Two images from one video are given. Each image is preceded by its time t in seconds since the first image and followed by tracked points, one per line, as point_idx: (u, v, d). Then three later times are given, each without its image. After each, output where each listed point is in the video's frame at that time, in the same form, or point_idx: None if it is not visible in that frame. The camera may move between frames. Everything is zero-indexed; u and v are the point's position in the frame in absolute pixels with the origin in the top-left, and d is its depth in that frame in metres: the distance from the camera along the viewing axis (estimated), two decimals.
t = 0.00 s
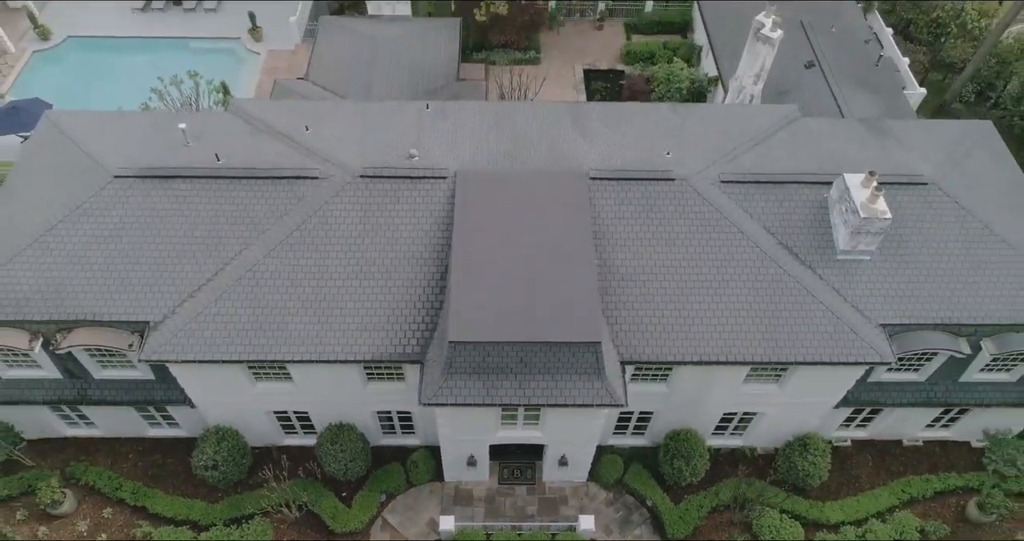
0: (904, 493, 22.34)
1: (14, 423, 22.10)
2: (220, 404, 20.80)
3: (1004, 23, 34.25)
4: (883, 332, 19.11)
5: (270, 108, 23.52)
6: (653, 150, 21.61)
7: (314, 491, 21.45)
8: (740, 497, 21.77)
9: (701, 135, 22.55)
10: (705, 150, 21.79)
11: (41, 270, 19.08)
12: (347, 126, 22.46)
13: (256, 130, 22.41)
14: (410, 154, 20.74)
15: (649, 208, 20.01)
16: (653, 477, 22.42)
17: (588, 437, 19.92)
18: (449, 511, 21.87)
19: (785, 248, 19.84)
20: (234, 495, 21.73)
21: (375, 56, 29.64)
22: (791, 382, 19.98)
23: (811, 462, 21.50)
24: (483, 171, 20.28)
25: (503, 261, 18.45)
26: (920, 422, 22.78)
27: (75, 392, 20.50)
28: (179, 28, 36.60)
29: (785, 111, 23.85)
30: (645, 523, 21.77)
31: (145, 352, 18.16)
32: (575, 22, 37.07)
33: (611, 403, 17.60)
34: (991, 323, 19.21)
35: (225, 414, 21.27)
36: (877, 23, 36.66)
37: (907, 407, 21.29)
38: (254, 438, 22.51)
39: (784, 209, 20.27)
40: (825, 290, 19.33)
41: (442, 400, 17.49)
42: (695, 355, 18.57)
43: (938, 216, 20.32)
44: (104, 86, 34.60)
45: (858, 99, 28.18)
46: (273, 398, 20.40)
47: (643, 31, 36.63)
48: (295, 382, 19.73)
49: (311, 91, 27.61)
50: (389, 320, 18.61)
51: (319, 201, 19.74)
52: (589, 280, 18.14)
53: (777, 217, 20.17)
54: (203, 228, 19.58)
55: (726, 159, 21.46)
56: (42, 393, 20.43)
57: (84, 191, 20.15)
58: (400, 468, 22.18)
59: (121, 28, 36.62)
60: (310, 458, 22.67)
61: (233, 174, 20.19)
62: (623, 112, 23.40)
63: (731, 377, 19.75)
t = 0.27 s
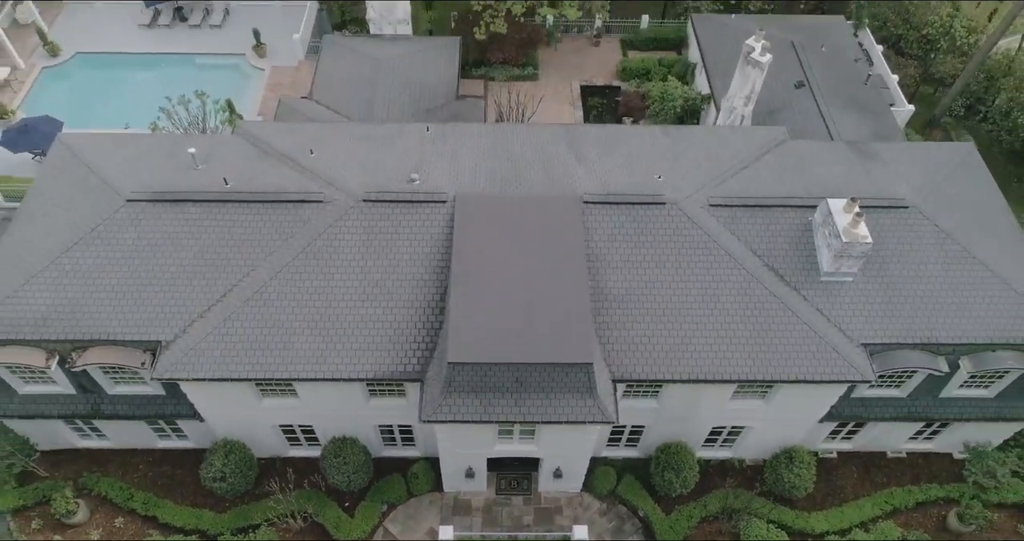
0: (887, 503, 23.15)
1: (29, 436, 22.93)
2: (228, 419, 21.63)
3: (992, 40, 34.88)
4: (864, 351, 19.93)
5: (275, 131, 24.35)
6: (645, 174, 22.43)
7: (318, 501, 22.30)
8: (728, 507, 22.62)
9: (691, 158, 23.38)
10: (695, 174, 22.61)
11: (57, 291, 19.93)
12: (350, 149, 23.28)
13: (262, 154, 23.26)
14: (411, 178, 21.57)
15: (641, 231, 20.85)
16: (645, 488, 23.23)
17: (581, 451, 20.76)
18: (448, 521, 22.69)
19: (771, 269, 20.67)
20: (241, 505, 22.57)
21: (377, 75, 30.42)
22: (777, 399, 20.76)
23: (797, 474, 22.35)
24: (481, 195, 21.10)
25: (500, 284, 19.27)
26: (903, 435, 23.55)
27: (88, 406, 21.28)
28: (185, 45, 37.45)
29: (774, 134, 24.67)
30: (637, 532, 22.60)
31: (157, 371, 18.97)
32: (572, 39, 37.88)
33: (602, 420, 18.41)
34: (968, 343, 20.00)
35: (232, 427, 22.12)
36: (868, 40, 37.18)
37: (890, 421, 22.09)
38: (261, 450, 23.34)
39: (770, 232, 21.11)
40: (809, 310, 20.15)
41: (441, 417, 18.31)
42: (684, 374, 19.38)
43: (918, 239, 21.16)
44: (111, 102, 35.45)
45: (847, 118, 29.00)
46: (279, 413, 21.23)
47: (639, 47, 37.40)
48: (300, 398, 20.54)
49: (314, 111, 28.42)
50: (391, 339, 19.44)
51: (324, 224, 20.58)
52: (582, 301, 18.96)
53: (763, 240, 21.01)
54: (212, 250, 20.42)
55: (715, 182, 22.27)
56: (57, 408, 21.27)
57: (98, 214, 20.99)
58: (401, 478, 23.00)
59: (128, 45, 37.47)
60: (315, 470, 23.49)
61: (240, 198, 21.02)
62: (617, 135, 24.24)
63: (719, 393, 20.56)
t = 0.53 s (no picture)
0: (873, 513, 24.00)
1: (49, 441, 23.90)
2: (240, 427, 22.58)
3: (987, 56, 35.63)
4: (850, 368, 20.76)
5: (286, 149, 25.29)
6: (642, 194, 23.32)
7: (325, 507, 23.26)
8: (718, 516, 23.52)
9: (687, 179, 24.26)
10: (690, 194, 23.50)
11: (79, 305, 20.90)
12: (358, 168, 24.20)
13: (274, 172, 24.20)
14: (416, 198, 22.49)
15: (637, 251, 21.75)
16: (640, 496, 24.11)
17: (578, 461, 21.66)
18: (450, 526, 23.60)
19: (761, 289, 21.56)
20: (252, 510, 23.53)
21: (384, 92, 31.32)
22: (766, 412, 21.61)
23: (786, 484, 23.22)
24: (484, 215, 22.02)
25: (501, 302, 20.17)
26: (890, 447, 24.32)
27: (107, 415, 22.33)
28: (196, 58, 38.46)
29: (767, 155, 25.53)
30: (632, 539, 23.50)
31: (173, 383, 19.91)
32: (574, 54, 38.76)
33: (598, 434, 19.27)
34: (950, 361, 20.84)
35: (244, 436, 23.08)
36: (864, 57, 37.86)
37: (876, 434, 22.91)
38: (270, 457, 24.28)
39: (761, 253, 22.01)
40: (797, 329, 21.02)
41: (444, 429, 19.21)
42: (677, 389, 20.24)
43: (904, 260, 22.03)
44: (125, 114, 36.46)
45: (840, 137, 29.83)
46: (289, 422, 22.17)
47: (640, 63, 38.26)
48: (309, 408, 21.46)
49: (323, 128, 29.35)
50: (397, 354, 20.36)
51: (333, 243, 21.51)
52: (579, 319, 19.85)
53: (754, 260, 21.91)
54: (226, 266, 21.37)
55: (709, 203, 23.14)
56: (77, 416, 22.26)
57: (117, 231, 21.96)
58: (405, 485, 23.92)
59: (142, 57, 38.48)
60: (322, 476, 24.43)
61: (253, 216, 21.97)
62: (615, 156, 25.16)
63: (710, 407, 21.43)
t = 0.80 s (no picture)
0: (861, 522, 24.83)
1: (63, 452, 24.69)
2: (249, 439, 23.36)
3: (978, 70, 36.42)
4: (838, 384, 21.53)
5: (293, 168, 26.07)
6: (638, 214, 24.10)
7: (332, 516, 24.10)
8: (711, 525, 24.33)
9: (681, 198, 25.06)
10: (684, 214, 24.28)
11: (95, 322, 21.70)
12: (363, 188, 24.97)
13: (282, 191, 24.97)
14: (420, 218, 23.28)
15: (632, 270, 22.57)
16: (635, 505, 24.90)
17: (575, 472, 22.44)
18: (452, 535, 24.40)
19: (753, 306, 22.35)
20: (260, 519, 24.33)
21: (387, 108, 32.09)
22: (758, 425, 22.38)
23: (776, 493, 24.03)
24: (485, 235, 22.80)
25: (501, 320, 20.97)
26: (878, 457, 25.11)
27: (121, 426, 23.09)
28: (203, 72, 39.29)
29: (760, 174, 26.29)
30: None
31: (186, 397, 20.67)
32: (573, 68, 39.53)
33: (594, 447, 20.07)
34: (935, 376, 21.62)
35: (253, 447, 23.86)
36: (858, 72, 38.57)
37: (864, 446, 23.69)
38: (278, 467, 25.07)
39: (752, 271, 22.82)
40: (787, 345, 21.79)
41: (446, 443, 20.00)
42: (671, 404, 21.02)
43: (891, 279, 22.81)
44: (133, 128, 37.27)
45: (832, 153, 30.60)
46: (297, 434, 22.95)
47: (637, 77, 39.00)
48: (316, 421, 22.24)
49: (328, 144, 30.11)
50: (402, 370, 21.17)
51: (340, 262, 22.31)
52: (577, 337, 20.65)
53: (746, 279, 22.70)
54: (237, 284, 22.16)
55: (703, 222, 23.94)
56: (92, 428, 23.03)
57: (131, 250, 22.74)
58: (408, 494, 24.70)
59: (149, 72, 39.31)
60: (328, 485, 25.22)
61: (262, 236, 22.76)
62: (612, 175, 25.95)
63: (703, 421, 22.22)
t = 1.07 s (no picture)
0: (851, 534, 25.70)
1: (80, 465, 25.55)
2: (260, 454, 24.19)
3: (970, 87, 37.19)
4: (828, 402, 22.35)
5: (302, 189, 26.90)
6: (636, 236, 24.93)
7: (340, 528, 24.98)
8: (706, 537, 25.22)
9: (677, 220, 25.89)
10: (680, 236, 25.12)
11: (113, 342, 22.55)
12: (369, 210, 25.81)
13: (291, 213, 25.81)
14: (425, 241, 24.14)
15: (629, 292, 23.44)
16: (633, 518, 25.76)
17: (575, 487, 23.25)
18: None
19: (746, 327, 23.19)
20: (270, 531, 25.19)
21: (392, 128, 32.90)
22: (751, 442, 23.19)
23: (769, 507, 24.88)
24: (488, 258, 23.66)
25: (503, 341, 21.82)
26: (868, 471, 25.93)
27: (136, 442, 23.92)
28: (211, 89, 40.21)
29: (754, 196, 27.12)
30: None
31: (201, 416, 21.48)
32: (574, 84, 40.32)
33: (593, 464, 20.90)
34: (921, 395, 22.44)
35: (263, 462, 24.69)
36: (852, 90, 39.30)
37: (854, 460, 24.48)
38: (287, 480, 25.91)
39: (746, 293, 23.66)
40: (779, 365, 22.62)
41: (451, 460, 20.83)
42: (667, 422, 21.85)
43: (879, 300, 23.65)
44: (143, 143, 38.13)
45: (825, 173, 31.38)
46: (306, 450, 23.78)
47: (637, 93, 39.74)
48: (325, 437, 23.07)
49: (335, 164, 30.93)
50: (408, 389, 22.00)
51: (348, 284, 23.18)
52: (576, 358, 21.49)
53: (740, 300, 23.55)
54: (249, 305, 23.02)
55: (698, 245, 24.78)
56: (109, 443, 23.86)
57: (147, 272, 23.59)
58: (413, 507, 25.51)
59: (158, 88, 40.23)
60: (336, 497, 26.07)
61: (274, 258, 23.64)
62: (611, 197, 26.79)
63: (698, 438, 23.05)
